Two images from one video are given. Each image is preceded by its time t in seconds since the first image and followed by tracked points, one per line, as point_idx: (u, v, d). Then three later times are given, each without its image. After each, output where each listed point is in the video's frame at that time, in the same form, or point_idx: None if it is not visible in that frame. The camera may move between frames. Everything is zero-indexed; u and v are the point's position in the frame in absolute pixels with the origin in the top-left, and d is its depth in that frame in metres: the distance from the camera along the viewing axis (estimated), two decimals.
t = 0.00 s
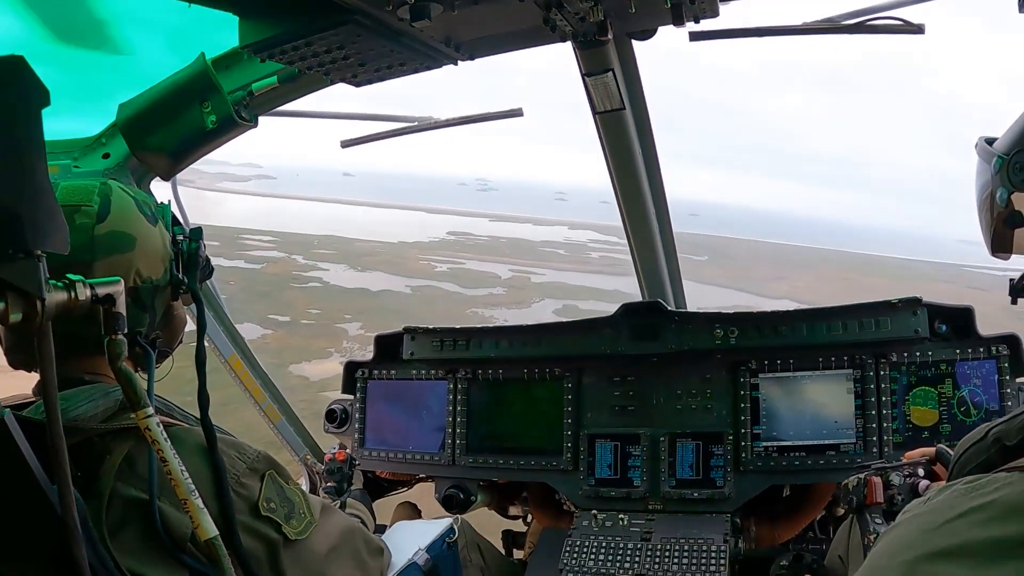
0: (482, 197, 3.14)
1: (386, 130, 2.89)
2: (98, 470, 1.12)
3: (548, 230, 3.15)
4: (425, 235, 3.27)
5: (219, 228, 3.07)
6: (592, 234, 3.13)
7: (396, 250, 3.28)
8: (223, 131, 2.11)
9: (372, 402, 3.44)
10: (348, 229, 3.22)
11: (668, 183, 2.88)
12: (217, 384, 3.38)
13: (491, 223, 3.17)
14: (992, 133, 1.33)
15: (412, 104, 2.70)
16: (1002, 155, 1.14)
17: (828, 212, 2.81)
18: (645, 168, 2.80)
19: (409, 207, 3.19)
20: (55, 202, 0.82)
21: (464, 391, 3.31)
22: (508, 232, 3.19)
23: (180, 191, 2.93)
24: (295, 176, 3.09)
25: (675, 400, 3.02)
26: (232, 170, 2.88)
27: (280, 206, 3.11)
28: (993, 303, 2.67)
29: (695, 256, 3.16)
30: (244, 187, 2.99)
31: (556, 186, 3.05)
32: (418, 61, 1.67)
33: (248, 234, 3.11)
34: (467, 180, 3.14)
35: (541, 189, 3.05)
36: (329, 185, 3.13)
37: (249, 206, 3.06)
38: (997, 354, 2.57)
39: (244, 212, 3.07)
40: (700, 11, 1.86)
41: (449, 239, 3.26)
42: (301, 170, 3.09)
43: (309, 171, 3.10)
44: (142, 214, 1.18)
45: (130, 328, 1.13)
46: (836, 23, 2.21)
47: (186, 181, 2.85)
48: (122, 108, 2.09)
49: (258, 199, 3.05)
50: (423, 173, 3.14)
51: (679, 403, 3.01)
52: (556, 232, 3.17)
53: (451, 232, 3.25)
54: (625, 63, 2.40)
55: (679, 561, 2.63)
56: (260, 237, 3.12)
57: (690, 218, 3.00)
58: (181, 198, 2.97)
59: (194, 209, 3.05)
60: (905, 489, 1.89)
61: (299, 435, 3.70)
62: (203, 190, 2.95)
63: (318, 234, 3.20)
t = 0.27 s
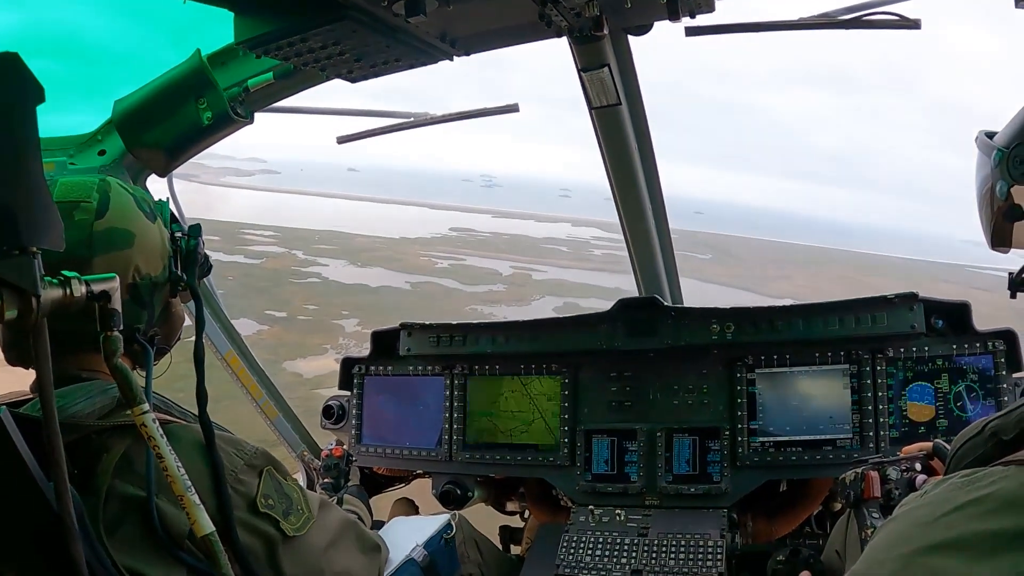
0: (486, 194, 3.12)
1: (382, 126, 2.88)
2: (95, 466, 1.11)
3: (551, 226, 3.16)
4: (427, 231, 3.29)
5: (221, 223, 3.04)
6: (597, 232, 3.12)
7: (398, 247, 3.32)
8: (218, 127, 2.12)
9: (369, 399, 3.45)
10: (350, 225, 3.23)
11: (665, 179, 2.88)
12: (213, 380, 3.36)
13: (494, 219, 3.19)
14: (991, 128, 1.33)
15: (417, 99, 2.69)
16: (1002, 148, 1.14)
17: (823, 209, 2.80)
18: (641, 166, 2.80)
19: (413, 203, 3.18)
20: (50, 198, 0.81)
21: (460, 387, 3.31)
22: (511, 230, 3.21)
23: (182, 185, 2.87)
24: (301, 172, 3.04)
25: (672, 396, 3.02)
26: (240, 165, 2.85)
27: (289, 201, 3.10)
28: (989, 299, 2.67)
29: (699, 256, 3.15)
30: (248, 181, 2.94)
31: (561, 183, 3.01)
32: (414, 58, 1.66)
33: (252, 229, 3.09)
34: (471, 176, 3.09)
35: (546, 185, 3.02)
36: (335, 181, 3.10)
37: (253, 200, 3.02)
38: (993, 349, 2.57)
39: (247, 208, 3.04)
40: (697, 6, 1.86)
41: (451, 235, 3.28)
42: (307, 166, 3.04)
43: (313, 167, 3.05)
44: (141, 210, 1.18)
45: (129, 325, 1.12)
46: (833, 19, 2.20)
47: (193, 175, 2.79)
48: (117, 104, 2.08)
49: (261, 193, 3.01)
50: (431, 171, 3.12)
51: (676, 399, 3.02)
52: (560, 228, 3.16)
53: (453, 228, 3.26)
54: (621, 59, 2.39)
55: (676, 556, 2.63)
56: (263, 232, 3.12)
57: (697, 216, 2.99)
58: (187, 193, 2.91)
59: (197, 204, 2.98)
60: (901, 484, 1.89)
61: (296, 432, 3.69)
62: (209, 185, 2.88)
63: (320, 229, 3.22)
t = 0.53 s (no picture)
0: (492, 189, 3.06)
1: (380, 122, 2.87)
2: (92, 463, 1.10)
3: (556, 224, 3.12)
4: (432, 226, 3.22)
5: (220, 216, 2.98)
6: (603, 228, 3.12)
7: (401, 242, 3.26)
8: (217, 122, 2.11)
9: (366, 395, 3.45)
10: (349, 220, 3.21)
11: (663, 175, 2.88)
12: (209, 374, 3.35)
13: (499, 215, 3.13)
14: (990, 124, 1.33)
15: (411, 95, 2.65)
16: (1001, 143, 1.14)
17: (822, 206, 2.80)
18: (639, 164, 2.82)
19: (418, 198, 3.13)
20: (49, 192, 0.82)
21: (458, 382, 3.31)
22: (516, 226, 3.15)
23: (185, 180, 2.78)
24: (307, 166, 3.03)
25: (669, 392, 3.03)
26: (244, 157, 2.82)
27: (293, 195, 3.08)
28: (985, 295, 2.68)
29: (704, 253, 3.10)
30: (255, 174, 2.95)
31: (568, 179, 2.99)
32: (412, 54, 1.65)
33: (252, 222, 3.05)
34: (478, 171, 3.03)
35: (551, 182, 3.01)
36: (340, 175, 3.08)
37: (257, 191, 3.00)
38: (990, 346, 2.59)
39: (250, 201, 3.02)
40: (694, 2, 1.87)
41: (454, 230, 3.21)
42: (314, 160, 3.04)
43: (321, 161, 3.04)
44: (136, 205, 1.17)
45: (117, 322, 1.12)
46: (831, 15, 2.20)
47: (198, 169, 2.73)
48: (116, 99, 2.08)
49: (267, 186, 3.01)
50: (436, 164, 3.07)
51: (673, 394, 3.02)
52: (565, 226, 3.12)
53: (457, 223, 3.20)
54: (619, 54, 2.39)
55: (673, 551, 2.64)
56: (264, 225, 3.09)
57: (703, 215, 2.96)
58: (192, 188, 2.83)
59: (200, 198, 2.91)
60: (898, 479, 1.94)
61: (294, 428, 3.68)
62: (213, 177, 2.83)
63: (321, 223, 3.19)
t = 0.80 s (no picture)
0: (502, 185, 3.08)
1: (378, 117, 2.87)
2: (90, 459, 1.11)
3: (562, 219, 3.13)
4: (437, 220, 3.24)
5: (225, 208, 2.96)
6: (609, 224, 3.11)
7: (403, 236, 3.27)
8: (216, 116, 2.06)
9: (364, 391, 3.45)
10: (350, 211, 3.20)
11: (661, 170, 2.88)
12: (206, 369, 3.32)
13: (506, 210, 3.16)
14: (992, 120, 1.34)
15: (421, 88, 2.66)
16: (1005, 137, 1.14)
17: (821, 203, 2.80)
18: (637, 160, 2.82)
19: (423, 191, 3.15)
20: (47, 185, 0.81)
21: (456, 377, 3.31)
22: (521, 221, 3.17)
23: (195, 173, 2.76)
24: (313, 158, 3.09)
25: (667, 388, 3.03)
26: (253, 149, 2.87)
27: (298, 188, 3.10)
28: (982, 293, 2.69)
29: (710, 251, 3.10)
30: (264, 167, 2.99)
31: (576, 175, 3.01)
32: (411, 48, 1.65)
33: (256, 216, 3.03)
34: (487, 166, 3.08)
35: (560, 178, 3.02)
36: (349, 167, 3.15)
37: (265, 185, 3.01)
38: (987, 343, 2.60)
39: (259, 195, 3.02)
40: None
41: (459, 225, 3.23)
42: (322, 153, 3.10)
43: (327, 153, 3.10)
44: (137, 201, 1.16)
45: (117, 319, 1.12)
46: (830, 12, 2.20)
47: (206, 160, 2.71)
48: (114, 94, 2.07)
49: (275, 179, 3.04)
50: (447, 158, 3.11)
51: (670, 390, 3.02)
52: (571, 221, 3.13)
53: (463, 218, 3.22)
54: (618, 49, 2.38)
55: (670, 547, 2.64)
56: (267, 219, 3.06)
57: (710, 212, 2.94)
58: (201, 180, 2.81)
59: (209, 191, 2.89)
60: (896, 475, 1.95)
61: (291, 423, 3.68)
62: (222, 170, 2.85)
63: (326, 216, 3.18)
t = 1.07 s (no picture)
0: (508, 180, 3.04)
1: (375, 113, 2.86)
2: (89, 456, 1.11)
3: (568, 215, 3.11)
4: (443, 214, 3.19)
5: (230, 200, 3.01)
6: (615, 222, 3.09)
7: (407, 230, 3.23)
8: (212, 114, 2.07)
9: (360, 387, 3.46)
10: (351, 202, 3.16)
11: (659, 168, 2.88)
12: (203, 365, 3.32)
13: (511, 206, 3.12)
14: (988, 117, 1.34)
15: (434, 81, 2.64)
16: (1001, 133, 1.15)
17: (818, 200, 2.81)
18: (634, 157, 2.81)
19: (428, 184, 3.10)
20: (45, 182, 0.81)
21: (452, 373, 3.31)
22: (529, 217, 3.12)
23: (202, 165, 2.82)
24: (321, 150, 3.06)
25: (663, 384, 3.04)
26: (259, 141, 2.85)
27: (307, 182, 3.07)
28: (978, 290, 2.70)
29: (717, 250, 3.07)
30: (270, 159, 2.97)
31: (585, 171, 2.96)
32: (408, 46, 1.64)
33: (259, 208, 3.07)
34: (495, 162, 3.01)
35: (567, 176, 2.98)
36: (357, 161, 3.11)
37: (272, 180, 3.02)
38: (983, 340, 2.61)
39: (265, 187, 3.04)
40: None
41: (464, 219, 3.19)
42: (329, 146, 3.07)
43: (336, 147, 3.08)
44: (139, 200, 1.15)
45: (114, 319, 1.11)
46: (827, 9, 2.20)
47: (212, 153, 2.76)
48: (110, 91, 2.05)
49: (283, 171, 3.02)
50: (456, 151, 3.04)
51: (667, 387, 3.03)
52: (579, 217, 3.13)
53: (469, 213, 3.17)
54: (616, 46, 2.37)
55: (666, 544, 2.64)
56: (271, 211, 3.10)
57: (721, 212, 2.93)
58: (207, 173, 2.86)
59: (218, 182, 2.94)
60: (891, 471, 1.92)
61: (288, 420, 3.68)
62: (230, 162, 2.87)
63: (328, 210, 3.17)
